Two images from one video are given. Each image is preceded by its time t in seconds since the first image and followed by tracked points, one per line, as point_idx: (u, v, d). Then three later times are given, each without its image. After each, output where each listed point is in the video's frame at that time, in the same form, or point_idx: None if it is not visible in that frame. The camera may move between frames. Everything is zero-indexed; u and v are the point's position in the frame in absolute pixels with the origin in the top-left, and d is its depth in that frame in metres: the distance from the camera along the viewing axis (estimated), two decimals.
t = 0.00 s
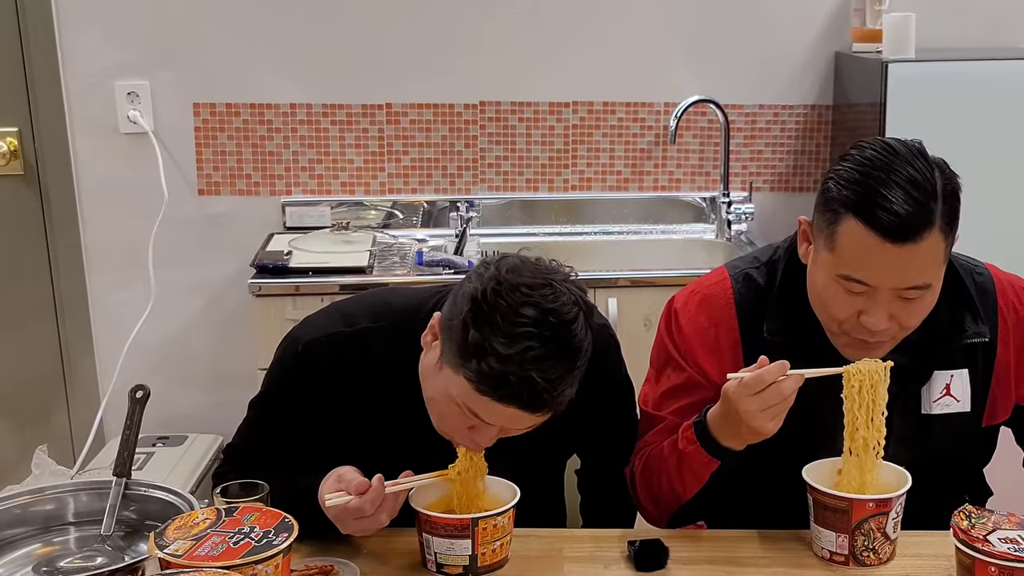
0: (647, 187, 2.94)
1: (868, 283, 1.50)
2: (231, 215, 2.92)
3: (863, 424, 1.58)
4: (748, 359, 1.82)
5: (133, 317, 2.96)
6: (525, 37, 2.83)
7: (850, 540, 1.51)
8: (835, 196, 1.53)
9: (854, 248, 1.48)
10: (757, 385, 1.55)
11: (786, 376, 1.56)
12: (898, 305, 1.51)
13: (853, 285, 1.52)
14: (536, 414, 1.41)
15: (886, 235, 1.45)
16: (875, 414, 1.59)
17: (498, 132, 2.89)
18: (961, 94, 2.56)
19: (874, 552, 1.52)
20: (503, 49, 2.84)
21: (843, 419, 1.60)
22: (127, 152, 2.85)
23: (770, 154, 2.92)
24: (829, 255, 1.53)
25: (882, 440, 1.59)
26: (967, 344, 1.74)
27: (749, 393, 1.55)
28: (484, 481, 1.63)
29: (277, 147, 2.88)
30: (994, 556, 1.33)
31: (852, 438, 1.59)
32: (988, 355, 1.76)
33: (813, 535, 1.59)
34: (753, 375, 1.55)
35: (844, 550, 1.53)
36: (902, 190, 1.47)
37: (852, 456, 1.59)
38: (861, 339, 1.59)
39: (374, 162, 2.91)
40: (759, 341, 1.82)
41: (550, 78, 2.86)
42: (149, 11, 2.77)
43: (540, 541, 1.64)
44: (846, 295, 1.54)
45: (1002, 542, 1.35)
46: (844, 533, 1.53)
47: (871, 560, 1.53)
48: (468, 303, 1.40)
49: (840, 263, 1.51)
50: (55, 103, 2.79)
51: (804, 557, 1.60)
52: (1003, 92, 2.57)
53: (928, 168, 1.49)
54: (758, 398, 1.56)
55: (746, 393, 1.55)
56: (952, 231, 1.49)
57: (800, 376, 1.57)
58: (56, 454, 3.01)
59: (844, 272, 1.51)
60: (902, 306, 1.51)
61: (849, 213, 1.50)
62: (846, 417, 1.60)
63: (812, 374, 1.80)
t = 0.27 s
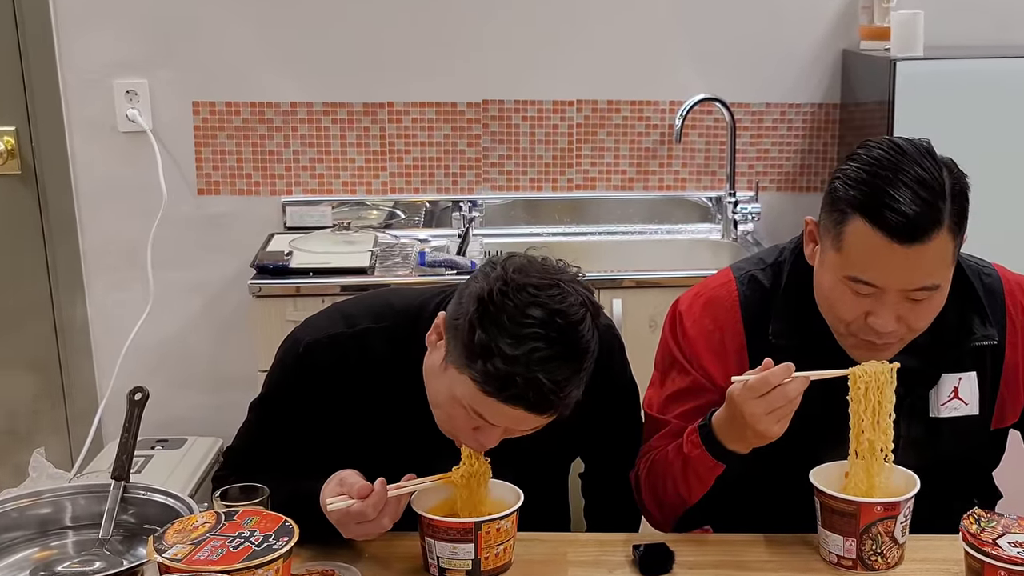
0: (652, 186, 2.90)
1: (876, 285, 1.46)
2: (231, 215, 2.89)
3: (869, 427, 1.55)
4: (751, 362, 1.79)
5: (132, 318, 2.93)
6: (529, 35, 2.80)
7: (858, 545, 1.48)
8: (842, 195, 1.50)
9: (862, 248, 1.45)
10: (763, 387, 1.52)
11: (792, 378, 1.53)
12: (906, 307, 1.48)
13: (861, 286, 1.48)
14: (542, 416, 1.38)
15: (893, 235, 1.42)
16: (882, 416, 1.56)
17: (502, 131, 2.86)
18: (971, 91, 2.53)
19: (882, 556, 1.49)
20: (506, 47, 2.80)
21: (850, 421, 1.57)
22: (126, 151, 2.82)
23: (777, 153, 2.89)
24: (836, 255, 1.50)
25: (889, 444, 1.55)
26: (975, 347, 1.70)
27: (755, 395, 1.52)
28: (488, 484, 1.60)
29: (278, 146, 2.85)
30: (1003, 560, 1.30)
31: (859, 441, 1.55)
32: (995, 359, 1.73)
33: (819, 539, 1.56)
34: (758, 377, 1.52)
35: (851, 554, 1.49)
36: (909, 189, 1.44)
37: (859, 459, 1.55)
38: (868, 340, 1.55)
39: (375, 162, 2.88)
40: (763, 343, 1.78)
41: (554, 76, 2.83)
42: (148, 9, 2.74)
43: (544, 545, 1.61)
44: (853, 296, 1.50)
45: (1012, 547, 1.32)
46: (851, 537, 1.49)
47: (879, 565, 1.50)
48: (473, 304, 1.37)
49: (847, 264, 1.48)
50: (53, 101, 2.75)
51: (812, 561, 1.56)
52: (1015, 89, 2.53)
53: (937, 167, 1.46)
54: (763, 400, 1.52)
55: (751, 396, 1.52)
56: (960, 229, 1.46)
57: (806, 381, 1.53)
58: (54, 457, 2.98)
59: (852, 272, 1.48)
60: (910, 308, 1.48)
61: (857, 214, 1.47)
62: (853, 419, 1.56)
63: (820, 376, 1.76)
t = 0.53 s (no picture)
0: (657, 186, 2.87)
1: (883, 287, 1.43)
2: (230, 215, 2.85)
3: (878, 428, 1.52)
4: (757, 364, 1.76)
5: (131, 320, 2.89)
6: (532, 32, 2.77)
7: (866, 548, 1.44)
8: (850, 196, 1.46)
9: (869, 250, 1.42)
10: (769, 389, 1.49)
11: (798, 380, 1.50)
12: (913, 309, 1.45)
13: (867, 288, 1.45)
14: (543, 415, 1.37)
15: (902, 237, 1.39)
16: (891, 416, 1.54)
17: (505, 129, 2.82)
18: (982, 89, 2.50)
19: (890, 561, 1.44)
20: (509, 45, 2.77)
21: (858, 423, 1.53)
22: (124, 150, 2.79)
23: (783, 152, 2.85)
24: (843, 255, 1.47)
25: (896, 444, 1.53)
26: (984, 348, 1.67)
27: (761, 397, 1.49)
28: (491, 485, 1.56)
29: (278, 145, 2.82)
30: (1014, 565, 1.27)
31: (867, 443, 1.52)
32: (1004, 359, 1.70)
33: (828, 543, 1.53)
34: (764, 379, 1.49)
35: (860, 558, 1.46)
36: (919, 191, 1.40)
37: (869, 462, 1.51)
38: (874, 341, 1.52)
39: (377, 161, 2.84)
40: (769, 345, 1.75)
41: (558, 74, 2.80)
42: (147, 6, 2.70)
43: (547, 550, 1.58)
44: (859, 297, 1.47)
45: None
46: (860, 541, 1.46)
47: (887, 569, 1.45)
48: (473, 302, 1.36)
49: (854, 265, 1.45)
50: (50, 100, 2.72)
51: (820, 566, 1.53)
52: None
53: (948, 168, 1.42)
54: (769, 402, 1.50)
55: (758, 397, 1.50)
56: (970, 231, 1.43)
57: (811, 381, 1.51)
58: (51, 459, 2.94)
59: (858, 274, 1.45)
60: (917, 310, 1.45)
61: (865, 214, 1.43)
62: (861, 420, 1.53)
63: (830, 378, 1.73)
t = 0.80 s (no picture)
0: (663, 186, 2.84)
1: (891, 292, 1.40)
2: (230, 215, 2.82)
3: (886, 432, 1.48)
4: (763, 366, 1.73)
5: (129, 321, 2.86)
6: (536, 30, 2.73)
7: (874, 553, 1.42)
8: (859, 199, 1.43)
9: (879, 255, 1.39)
10: (780, 393, 1.46)
11: (810, 383, 1.47)
12: (922, 313, 1.42)
13: (875, 293, 1.42)
14: (545, 416, 1.36)
15: (911, 242, 1.36)
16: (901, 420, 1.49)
17: (508, 128, 2.79)
18: (993, 87, 2.46)
19: (899, 565, 1.41)
20: (512, 42, 2.74)
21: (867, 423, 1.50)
22: (122, 149, 2.76)
23: (790, 151, 2.82)
24: (851, 260, 1.44)
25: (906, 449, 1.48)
26: (994, 351, 1.64)
27: (772, 401, 1.46)
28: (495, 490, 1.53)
29: (278, 144, 2.79)
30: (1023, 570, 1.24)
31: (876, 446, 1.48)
32: (1013, 360, 1.67)
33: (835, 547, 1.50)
34: (775, 383, 1.46)
35: (868, 563, 1.43)
36: (928, 194, 1.37)
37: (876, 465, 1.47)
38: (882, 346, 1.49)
39: (378, 160, 2.81)
40: (775, 348, 1.72)
41: (562, 72, 2.76)
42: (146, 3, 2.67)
43: (552, 554, 1.55)
44: (867, 302, 1.44)
45: None
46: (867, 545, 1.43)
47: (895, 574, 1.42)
48: (472, 302, 1.36)
49: (862, 270, 1.42)
50: (47, 98, 2.69)
51: (828, 571, 1.50)
52: None
53: (957, 170, 1.39)
54: (780, 406, 1.47)
55: (769, 401, 1.46)
56: (979, 234, 1.40)
57: (823, 385, 1.48)
58: (48, 462, 2.91)
59: (867, 279, 1.41)
60: (925, 314, 1.42)
61: (873, 218, 1.40)
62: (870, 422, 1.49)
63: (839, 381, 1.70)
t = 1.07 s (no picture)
0: (668, 185, 2.80)
1: (899, 293, 1.36)
2: (230, 215, 2.79)
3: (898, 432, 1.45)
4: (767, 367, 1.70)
5: (128, 322, 2.83)
6: (540, 27, 2.70)
7: (882, 558, 1.38)
8: (865, 198, 1.39)
9: (886, 254, 1.35)
10: (789, 394, 1.43)
11: (819, 384, 1.44)
12: (931, 314, 1.38)
13: (883, 294, 1.38)
14: (550, 419, 1.33)
15: (918, 241, 1.32)
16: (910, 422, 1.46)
17: (512, 127, 2.76)
18: (1004, 85, 2.43)
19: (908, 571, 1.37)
20: (516, 40, 2.71)
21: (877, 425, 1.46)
22: (121, 148, 2.73)
23: (798, 150, 2.79)
24: (857, 261, 1.40)
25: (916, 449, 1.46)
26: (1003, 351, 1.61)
27: (781, 403, 1.43)
28: (496, 492, 1.50)
29: (279, 143, 2.75)
30: None
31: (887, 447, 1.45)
32: None
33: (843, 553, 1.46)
34: (784, 384, 1.42)
35: (876, 568, 1.39)
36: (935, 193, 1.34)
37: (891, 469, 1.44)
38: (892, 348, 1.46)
39: (380, 159, 2.78)
40: (783, 349, 1.69)
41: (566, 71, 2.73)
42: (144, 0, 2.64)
43: (556, 559, 1.52)
44: (875, 303, 1.40)
45: None
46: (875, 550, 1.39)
47: None
48: (477, 303, 1.34)
49: (870, 269, 1.38)
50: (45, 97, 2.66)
51: None
52: None
53: (965, 168, 1.35)
54: (790, 408, 1.43)
55: (777, 403, 1.43)
56: (989, 234, 1.36)
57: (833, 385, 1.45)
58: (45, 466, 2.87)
59: (874, 280, 1.38)
60: (934, 315, 1.38)
61: (880, 218, 1.37)
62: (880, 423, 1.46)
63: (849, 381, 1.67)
